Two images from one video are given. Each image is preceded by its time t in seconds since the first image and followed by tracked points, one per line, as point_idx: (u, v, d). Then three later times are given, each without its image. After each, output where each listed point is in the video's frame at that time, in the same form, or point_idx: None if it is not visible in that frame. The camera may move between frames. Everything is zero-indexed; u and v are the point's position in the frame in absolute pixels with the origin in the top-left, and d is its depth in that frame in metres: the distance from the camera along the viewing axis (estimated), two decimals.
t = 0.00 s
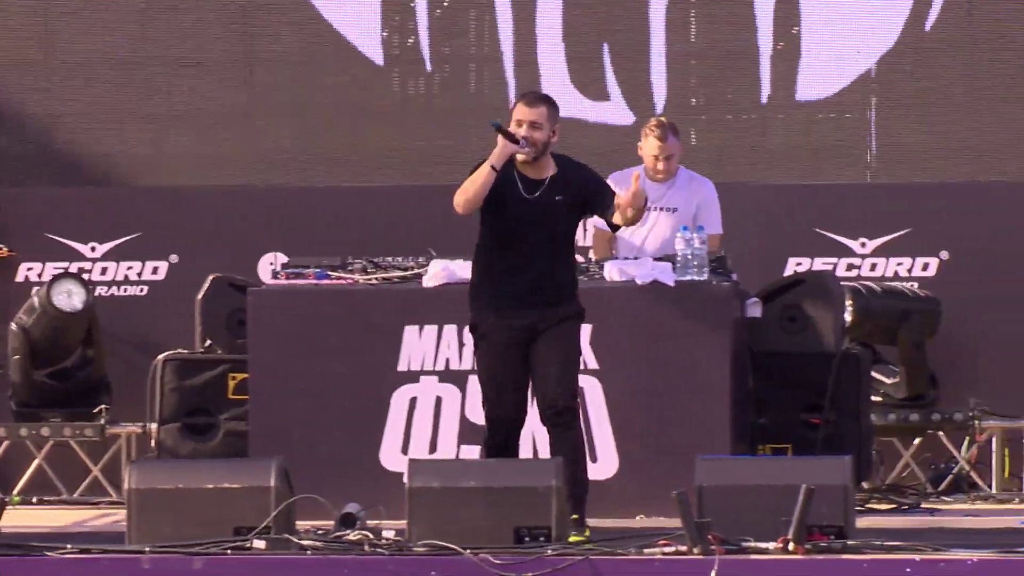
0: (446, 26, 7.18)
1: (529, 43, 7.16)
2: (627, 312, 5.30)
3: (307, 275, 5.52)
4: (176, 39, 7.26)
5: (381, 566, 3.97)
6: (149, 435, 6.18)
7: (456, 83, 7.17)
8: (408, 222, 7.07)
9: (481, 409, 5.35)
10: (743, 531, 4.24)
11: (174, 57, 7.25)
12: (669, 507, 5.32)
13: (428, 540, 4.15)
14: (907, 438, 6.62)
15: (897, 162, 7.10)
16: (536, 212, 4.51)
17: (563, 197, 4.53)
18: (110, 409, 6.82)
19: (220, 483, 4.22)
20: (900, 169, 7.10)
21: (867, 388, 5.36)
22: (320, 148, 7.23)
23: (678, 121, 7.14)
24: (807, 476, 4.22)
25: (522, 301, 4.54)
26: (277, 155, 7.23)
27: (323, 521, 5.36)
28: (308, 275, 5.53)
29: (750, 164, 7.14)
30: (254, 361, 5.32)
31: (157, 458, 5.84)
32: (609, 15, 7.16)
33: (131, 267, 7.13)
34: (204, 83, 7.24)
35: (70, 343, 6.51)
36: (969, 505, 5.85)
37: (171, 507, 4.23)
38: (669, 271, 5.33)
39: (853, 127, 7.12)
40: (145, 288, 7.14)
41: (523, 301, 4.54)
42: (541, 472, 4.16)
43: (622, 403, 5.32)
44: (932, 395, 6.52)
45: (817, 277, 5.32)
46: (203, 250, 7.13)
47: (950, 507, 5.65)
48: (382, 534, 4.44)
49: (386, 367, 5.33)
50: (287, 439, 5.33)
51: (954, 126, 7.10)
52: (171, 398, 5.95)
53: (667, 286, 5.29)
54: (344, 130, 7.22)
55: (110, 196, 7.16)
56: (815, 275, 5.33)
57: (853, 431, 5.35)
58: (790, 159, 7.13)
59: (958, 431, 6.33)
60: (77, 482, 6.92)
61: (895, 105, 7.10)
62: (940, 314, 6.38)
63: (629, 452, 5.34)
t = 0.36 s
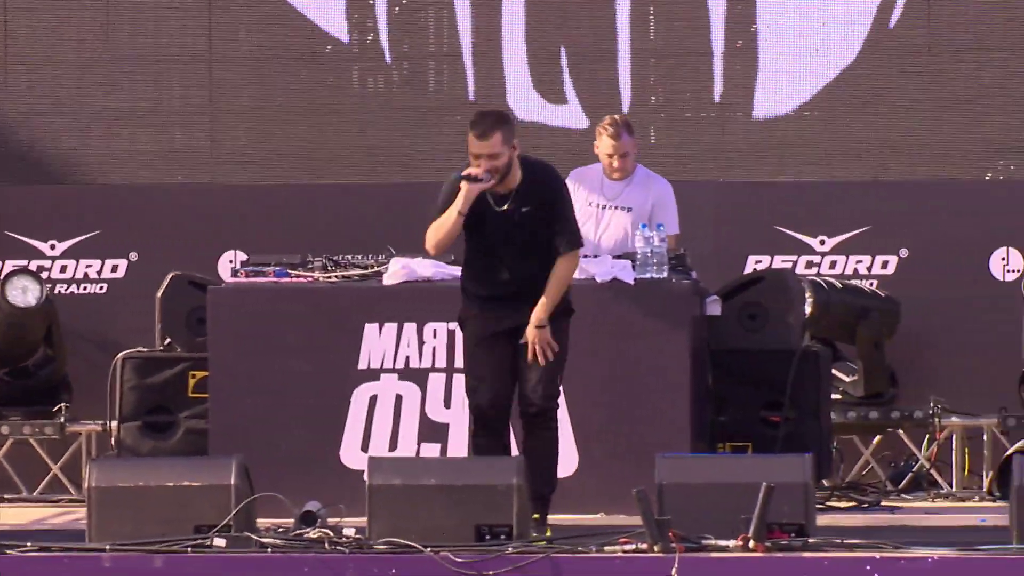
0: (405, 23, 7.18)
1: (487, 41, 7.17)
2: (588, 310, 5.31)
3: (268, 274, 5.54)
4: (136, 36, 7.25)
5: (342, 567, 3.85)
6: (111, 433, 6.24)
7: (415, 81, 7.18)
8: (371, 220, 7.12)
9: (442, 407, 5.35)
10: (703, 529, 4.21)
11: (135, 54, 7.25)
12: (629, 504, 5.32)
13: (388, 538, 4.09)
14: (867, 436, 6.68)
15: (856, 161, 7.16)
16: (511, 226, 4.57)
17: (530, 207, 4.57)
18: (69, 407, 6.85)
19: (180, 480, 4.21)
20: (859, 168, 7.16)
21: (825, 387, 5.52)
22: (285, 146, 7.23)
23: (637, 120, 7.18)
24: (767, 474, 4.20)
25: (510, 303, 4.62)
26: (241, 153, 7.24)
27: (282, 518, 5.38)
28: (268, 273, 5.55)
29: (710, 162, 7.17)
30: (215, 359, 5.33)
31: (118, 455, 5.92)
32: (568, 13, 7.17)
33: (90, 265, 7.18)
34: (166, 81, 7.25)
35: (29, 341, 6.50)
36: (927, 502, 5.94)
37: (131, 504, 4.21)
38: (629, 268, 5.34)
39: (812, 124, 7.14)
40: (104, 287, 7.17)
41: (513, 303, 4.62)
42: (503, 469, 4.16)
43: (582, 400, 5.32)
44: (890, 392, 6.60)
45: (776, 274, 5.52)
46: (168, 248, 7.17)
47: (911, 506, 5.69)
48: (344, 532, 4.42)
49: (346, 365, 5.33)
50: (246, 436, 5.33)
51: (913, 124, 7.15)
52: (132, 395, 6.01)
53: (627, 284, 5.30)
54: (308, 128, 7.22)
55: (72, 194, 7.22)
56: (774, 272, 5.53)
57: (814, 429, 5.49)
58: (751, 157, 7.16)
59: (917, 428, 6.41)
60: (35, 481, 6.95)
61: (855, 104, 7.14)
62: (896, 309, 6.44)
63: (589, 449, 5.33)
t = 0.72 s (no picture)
0: (387, 21, 7.17)
1: (469, 39, 7.15)
2: (570, 308, 5.32)
3: (250, 272, 5.54)
4: (118, 34, 7.24)
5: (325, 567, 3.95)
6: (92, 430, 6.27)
7: (396, 79, 7.18)
8: (352, 223, 7.17)
9: (424, 405, 5.34)
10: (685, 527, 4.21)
11: (116, 52, 7.24)
12: (611, 503, 5.32)
13: (372, 536, 4.11)
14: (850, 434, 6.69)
15: (838, 159, 7.15)
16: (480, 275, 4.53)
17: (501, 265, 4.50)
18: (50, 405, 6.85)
19: (161, 479, 4.21)
20: (843, 166, 7.14)
21: (806, 385, 5.55)
22: (268, 145, 7.23)
23: (619, 117, 7.16)
24: (750, 471, 4.20)
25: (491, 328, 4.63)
26: (224, 151, 7.24)
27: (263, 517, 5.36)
28: (251, 271, 5.55)
29: (692, 160, 7.17)
30: (196, 358, 5.33)
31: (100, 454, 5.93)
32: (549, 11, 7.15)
33: (72, 263, 7.20)
34: (147, 80, 7.24)
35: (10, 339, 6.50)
36: (911, 500, 5.95)
37: (112, 503, 4.20)
38: (611, 267, 5.36)
39: (794, 122, 7.13)
40: (85, 284, 7.19)
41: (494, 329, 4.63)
42: (484, 467, 4.16)
43: (564, 398, 5.32)
44: (872, 390, 6.61)
45: (759, 272, 5.60)
46: (151, 247, 7.19)
47: (894, 504, 5.70)
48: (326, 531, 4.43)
49: (329, 363, 5.33)
50: (227, 434, 5.32)
51: (897, 122, 7.12)
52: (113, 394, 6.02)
53: (608, 282, 5.31)
54: (290, 125, 7.21)
55: (54, 192, 7.24)
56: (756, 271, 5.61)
57: (796, 426, 5.52)
58: (733, 155, 7.16)
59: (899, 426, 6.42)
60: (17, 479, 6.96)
61: (837, 102, 7.12)
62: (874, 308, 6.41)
63: (571, 448, 5.33)
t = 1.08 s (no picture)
0: (382, 20, 7.17)
1: (464, 39, 7.15)
2: (566, 307, 5.32)
3: (245, 271, 5.54)
4: (113, 33, 7.24)
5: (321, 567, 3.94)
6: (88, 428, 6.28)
7: (391, 78, 7.18)
8: (347, 222, 7.18)
9: (419, 404, 5.35)
10: (681, 527, 4.20)
11: (110, 51, 7.24)
12: (607, 501, 5.32)
13: (368, 535, 4.12)
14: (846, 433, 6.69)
15: (833, 157, 7.15)
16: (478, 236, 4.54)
17: (493, 213, 4.54)
18: (46, 404, 6.85)
19: (158, 478, 4.21)
20: (837, 165, 7.15)
21: (802, 383, 5.54)
22: (263, 143, 7.22)
23: (614, 116, 7.16)
24: (745, 471, 4.20)
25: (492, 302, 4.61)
26: (219, 150, 7.24)
27: (259, 516, 5.36)
28: (246, 270, 5.55)
29: (687, 159, 7.17)
30: (192, 357, 5.33)
31: (97, 452, 5.93)
32: (545, 10, 7.16)
33: (68, 262, 7.20)
34: (143, 78, 7.25)
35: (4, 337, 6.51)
36: (907, 499, 5.95)
37: (109, 501, 4.20)
38: (607, 266, 5.36)
39: (789, 121, 7.13)
40: (81, 283, 7.19)
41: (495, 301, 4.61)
42: (480, 466, 4.16)
43: (560, 397, 5.32)
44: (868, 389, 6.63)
45: (755, 272, 5.61)
46: (147, 246, 7.19)
47: (889, 503, 5.70)
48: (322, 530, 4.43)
49: (325, 362, 5.33)
50: (223, 433, 5.32)
51: (892, 120, 7.12)
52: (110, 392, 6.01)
53: (604, 282, 5.31)
54: (285, 124, 7.21)
55: (49, 191, 7.24)
56: (753, 271, 5.62)
57: (791, 422, 5.53)
58: (728, 154, 7.16)
59: (895, 425, 6.42)
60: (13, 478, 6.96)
61: (833, 101, 7.12)
62: (869, 309, 6.43)
63: (567, 446, 5.33)
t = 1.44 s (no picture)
0: (383, 19, 7.17)
1: (464, 37, 7.15)
2: (566, 306, 5.32)
3: (245, 270, 5.54)
4: (113, 32, 7.24)
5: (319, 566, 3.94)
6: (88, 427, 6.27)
7: (392, 77, 7.19)
8: (345, 220, 7.16)
9: (419, 403, 5.35)
10: (681, 526, 4.20)
11: (111, 50, 7.25)
12: (606, 501, 5.32)
13: (368, 534, 4.12)
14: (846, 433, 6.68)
15: (833, 156, 7.15)
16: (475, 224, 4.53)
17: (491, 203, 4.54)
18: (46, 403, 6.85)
19: (158, 476, 4.22)
20: (837, 164, 7.14)
21: (802, 383, 5.52)
22: (264, 141, 7.22)
23: (615, 115, 7.16)
24: (745, 469, 4.20)
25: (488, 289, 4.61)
26: (220, 149, 7.24)
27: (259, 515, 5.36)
28: (246, 269, 5.55)
29: (687, 158, 7.17)
30: (192, 357, 5.33)
31: (97, 451, 5.92)
32: (544, 9, 7.16)
33: (69, 261, 7.20)
34: (142, 77, 7.25)
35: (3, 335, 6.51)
36: (908, 498, 5.94)
37: (109, 500, 4.21)
38: (607, 265, 5.37)
39: (789, 120, 7.13)
40: (81, 283, 7.19)
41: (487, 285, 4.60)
42: (480, 465, 4.16)
43: (559, 396, 5.32)
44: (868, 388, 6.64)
45: (755, 271, 5.65)
46: (147, 245, 7.18)
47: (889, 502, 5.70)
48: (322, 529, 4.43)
49: (324, 361, 5.33)
50: (223, 433, 5.32)
51: (892, 120, 7.12)
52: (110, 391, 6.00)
53: (604, 280, 5.31)
54: (285, 123, 7.21)
55: (50, 190, 7.24)
56: (753, 269, 5.67)
57: (791, 422, 5.52)
58: (728, 153, 7.16)
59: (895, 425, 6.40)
60: (13, 478, 6.96)
61: (833, 100, 7.12)
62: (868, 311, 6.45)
63: (567, 446, 5.33)
